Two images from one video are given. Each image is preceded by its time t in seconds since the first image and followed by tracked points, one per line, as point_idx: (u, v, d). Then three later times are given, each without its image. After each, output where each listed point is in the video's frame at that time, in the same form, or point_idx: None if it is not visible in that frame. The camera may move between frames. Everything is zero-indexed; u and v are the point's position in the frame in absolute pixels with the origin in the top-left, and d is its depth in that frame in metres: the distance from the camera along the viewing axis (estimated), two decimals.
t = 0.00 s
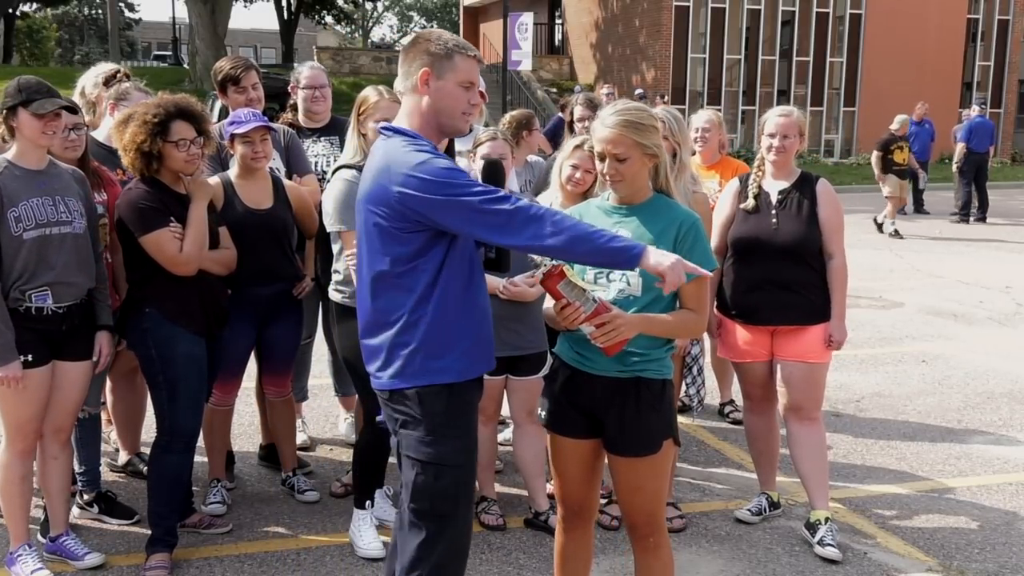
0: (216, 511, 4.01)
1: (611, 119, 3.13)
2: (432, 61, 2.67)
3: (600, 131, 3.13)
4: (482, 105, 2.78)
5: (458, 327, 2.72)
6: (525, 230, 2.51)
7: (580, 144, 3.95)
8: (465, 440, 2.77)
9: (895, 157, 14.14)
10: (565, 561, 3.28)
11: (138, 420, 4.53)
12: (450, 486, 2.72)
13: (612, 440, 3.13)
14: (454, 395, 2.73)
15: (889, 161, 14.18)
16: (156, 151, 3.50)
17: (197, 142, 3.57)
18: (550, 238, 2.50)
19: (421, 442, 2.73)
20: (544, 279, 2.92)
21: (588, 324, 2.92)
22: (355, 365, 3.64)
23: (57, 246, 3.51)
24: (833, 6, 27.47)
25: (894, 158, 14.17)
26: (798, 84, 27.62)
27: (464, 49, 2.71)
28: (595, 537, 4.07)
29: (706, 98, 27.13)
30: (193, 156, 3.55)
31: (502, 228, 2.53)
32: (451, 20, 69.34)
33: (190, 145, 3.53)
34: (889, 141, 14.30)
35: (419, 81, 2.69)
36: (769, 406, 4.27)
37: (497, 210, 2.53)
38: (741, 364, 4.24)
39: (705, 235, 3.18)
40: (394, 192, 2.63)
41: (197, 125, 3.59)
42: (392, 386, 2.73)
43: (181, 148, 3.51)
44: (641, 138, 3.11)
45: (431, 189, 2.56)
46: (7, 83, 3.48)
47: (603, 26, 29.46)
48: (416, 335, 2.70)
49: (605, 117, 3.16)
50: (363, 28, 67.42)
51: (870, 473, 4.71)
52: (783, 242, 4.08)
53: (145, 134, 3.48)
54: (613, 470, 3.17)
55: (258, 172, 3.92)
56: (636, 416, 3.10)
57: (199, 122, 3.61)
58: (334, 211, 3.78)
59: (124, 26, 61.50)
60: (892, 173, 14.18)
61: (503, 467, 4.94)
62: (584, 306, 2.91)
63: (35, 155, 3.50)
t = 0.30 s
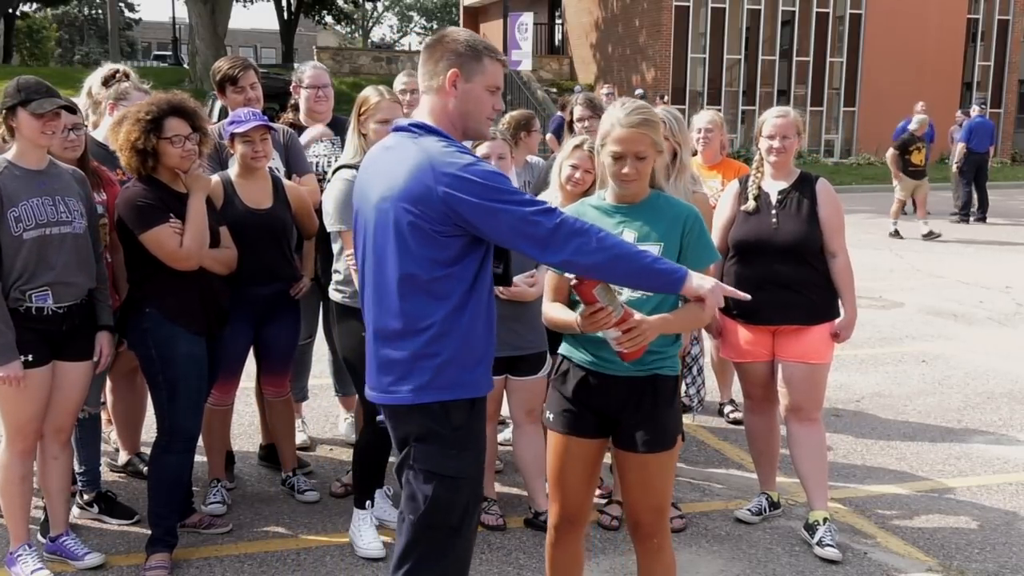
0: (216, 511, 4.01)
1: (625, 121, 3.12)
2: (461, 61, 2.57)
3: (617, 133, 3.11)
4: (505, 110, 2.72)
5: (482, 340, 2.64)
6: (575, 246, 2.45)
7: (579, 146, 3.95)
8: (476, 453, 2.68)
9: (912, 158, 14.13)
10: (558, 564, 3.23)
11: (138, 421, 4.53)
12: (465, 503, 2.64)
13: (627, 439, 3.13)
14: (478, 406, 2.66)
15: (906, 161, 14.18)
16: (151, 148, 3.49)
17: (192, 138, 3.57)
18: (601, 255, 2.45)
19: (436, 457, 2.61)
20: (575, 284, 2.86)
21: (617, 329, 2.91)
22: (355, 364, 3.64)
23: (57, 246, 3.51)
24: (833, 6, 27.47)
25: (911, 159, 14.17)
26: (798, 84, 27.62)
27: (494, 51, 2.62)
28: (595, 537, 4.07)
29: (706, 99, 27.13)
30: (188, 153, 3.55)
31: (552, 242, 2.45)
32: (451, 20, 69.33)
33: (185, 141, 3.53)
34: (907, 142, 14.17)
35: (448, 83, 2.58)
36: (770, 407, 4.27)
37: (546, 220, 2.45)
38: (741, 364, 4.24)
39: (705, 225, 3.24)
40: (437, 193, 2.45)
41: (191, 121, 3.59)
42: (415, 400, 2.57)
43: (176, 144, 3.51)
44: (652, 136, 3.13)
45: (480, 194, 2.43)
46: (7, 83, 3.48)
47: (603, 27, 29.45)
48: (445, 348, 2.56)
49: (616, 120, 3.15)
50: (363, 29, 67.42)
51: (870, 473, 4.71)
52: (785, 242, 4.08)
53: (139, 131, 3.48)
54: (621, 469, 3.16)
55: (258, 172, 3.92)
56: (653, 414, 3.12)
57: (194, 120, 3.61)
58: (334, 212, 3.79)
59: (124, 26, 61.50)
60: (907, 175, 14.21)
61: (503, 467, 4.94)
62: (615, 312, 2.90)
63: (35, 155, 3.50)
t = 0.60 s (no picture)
0: (216, 511, 4.00)
1: (626, 125, 3.14)
2: (474, 61, 2.57)
3: (622, 138, 3.13)
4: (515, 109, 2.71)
5: (490, 345, 2.65)
6: (587, 252, 2.44)
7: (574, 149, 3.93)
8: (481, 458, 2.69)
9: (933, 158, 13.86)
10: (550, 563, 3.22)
11: (138, 421, 4.53)
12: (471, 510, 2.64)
13: (619, 436, 3.15)
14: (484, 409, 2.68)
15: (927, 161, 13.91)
16: (149, 148, 3.49)
17: (189, 138, 3.57)
18: (613, 262, 2.43)
19: (443, 464, 2.61)
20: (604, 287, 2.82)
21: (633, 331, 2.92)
22: (355, 365, 3.64)
23: (57, 245, 3.51)
24: (833, 6, 27.47)
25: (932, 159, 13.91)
26: (798, 84, 27.61)
27: (506, 51, 2.61)
28: (595, 537, 4.06)
29: (706, 99, 27.11)
30: (185, 152, 3.55)
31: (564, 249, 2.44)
32: (451, 20, 69.32)
33: (182, 141, 3.53)
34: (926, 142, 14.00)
35: (461, 84, 2.57)
36: (771, 407, 4.28)
37: (558, 227, 2.45)
38: (743, 364, 4.23)
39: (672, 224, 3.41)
40: (447, 197, 2.45)
41: (188, 121, 3.59)
42: (424, 405, 2.57)
43: (173, 144, 3.51)
44: (642, 132, 3.17)
45: (492, 199, 2.43)
46: (7, 82, 3.47)
47: (603, 27, 29.45)
48: (453, 353, 2.57)
49: (618, 123, 3.15)
50: (363, 29, 67.42)
51: (870, 473, 4.71)
52: (786, 243, 4.08)
53: (136, 131, 3.48)
54: (613, 465, 3.18)
55: (257, 171, 3.91)
56: (645, 408, 3.17)
57: (191, 120, 3.61)
58: (334, 212, 3.80)
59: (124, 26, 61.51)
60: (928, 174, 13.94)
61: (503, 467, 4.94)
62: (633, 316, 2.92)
63: (35, 155, 3.50)
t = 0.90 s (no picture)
0: (216, 511, 4.01)
1: (617, 130, 3.19)
2: (475, 64, 2.57)
3: (614, 144, 3.17)
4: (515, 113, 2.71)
5: (486, 349, 2.65)
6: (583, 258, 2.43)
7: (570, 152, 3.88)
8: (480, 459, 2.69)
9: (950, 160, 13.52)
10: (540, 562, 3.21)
11: (139, 421, 4.53)
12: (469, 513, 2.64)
13: (605, 427, 3.17)
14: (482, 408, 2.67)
15: (943, 164, 13.57)
16: (151, 149, 3.49)
17: (192, 139, 3.56)
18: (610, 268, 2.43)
19: (440, 465, 2.61)
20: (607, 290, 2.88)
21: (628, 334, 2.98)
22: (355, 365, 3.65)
23: (58, 245, 3.51)
24: (833, 7, 27.47)
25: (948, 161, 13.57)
26: (798, 84, 27.62)
27: (508, 54, 2.61)
28: (595, 538, 4.05)
29: (706, 99, 27.11)
30: (187, 153, 3.54)
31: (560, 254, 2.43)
32: (451, 20, 69.31)
33: (184, 142, 3.53)
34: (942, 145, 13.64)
35: (461, 86, 2.58)
36: (770, 406, 4.28)
37: (554, 231, 2.44)
38: (743, 364, 4.23)
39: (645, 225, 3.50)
40: (442, 202, 2.45)
41: (191, 123, 3.59)
42: (420, 408, 2.57)
43: (175, 145, 3.51)
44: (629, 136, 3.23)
45: (487, 204, 2.43)
46: (7, 82, 3.47)
47: (603, 27, 29.45)
48: (448, 356, 2.56)
49: (609, 128, 3.19)
50: (363, 28, 67.42)
51: (870, 473, 4.71)
52: (785, 244, 4.08)
53: (139, 131, 3.47)
54: (600, 459, 3.18)
55: (255, 172, 3.91)
56: (629, 401, 3.20)
57: (193, 120, 3.60)
58: (334, 212, 3.80)
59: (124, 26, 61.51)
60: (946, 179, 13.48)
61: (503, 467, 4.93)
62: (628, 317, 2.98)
63: (35, 155, 3.50)
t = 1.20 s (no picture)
0: (216, 511, 4.00)
1: (620, 128, 3.19)
2: (478, 67, 2.57)
3: (618, 141, 3.17)
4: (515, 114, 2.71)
5: (483, 351, 2.65)
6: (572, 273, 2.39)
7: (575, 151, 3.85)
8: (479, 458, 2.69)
9: (966, 160, 13.04)
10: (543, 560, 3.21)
11: (138, 421, 4.53)
12: (467, 512, 2.64)
13: (610, 426, 3.17)
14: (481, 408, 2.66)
15: (959, 164, 13.12)
16: (152, 149, 3.49)
17: (193, 140, 3.57)
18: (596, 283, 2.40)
19: (439, 466, 2.61)
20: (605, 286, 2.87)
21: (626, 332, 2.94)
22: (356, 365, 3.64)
23: (57, 245, 3.51)
24: (833, 6, 27.48)
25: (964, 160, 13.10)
26: (798, 84, 27.62)
27: (511, 57, 2.62)
28: (595, 538, 4.05)
29: (706, 98, 27.12)
30: (188, 154, 3.54)
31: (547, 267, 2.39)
32: (451, 19, 69.31)
33: (185, 143, 3.53)
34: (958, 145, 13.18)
35: (462, 88, 2.58)
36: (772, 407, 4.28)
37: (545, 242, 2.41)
38: (747, 362, 4.24)
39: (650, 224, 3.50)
40: (437, 204, 2.43)
41: (193, 123, 3.59)
42: (417, 409, 2.58)
43: (177, 145, 3.51)
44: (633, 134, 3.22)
45: (480, 209, 2.40)
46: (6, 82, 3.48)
47: (603, 27, 29.46)
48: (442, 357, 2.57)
49: (612, 125, 3.19)
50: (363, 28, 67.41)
51: (870, 473, 4.71)
52: (785, 243, 4.09)
53: (140, 131, 3.47)
54: (605, 458, 3.18)
55: (253, 172, 3.91)
56: (635, 400, 3.20)
57: (194, 121, 3.61)
58: (334, 212, 3.79)
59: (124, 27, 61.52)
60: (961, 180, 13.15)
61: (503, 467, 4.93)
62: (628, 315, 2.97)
63: (35, 155, 3.50)
